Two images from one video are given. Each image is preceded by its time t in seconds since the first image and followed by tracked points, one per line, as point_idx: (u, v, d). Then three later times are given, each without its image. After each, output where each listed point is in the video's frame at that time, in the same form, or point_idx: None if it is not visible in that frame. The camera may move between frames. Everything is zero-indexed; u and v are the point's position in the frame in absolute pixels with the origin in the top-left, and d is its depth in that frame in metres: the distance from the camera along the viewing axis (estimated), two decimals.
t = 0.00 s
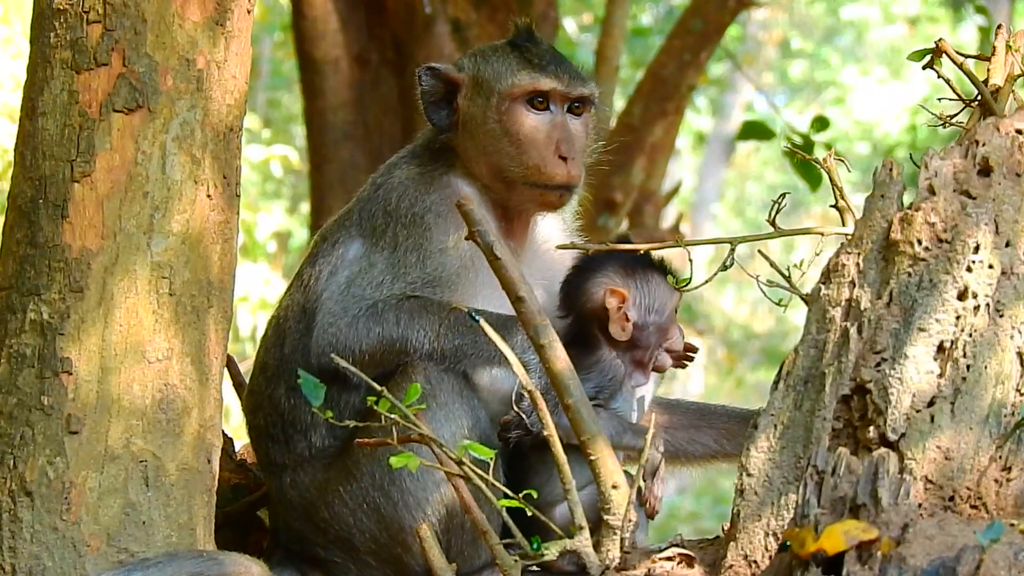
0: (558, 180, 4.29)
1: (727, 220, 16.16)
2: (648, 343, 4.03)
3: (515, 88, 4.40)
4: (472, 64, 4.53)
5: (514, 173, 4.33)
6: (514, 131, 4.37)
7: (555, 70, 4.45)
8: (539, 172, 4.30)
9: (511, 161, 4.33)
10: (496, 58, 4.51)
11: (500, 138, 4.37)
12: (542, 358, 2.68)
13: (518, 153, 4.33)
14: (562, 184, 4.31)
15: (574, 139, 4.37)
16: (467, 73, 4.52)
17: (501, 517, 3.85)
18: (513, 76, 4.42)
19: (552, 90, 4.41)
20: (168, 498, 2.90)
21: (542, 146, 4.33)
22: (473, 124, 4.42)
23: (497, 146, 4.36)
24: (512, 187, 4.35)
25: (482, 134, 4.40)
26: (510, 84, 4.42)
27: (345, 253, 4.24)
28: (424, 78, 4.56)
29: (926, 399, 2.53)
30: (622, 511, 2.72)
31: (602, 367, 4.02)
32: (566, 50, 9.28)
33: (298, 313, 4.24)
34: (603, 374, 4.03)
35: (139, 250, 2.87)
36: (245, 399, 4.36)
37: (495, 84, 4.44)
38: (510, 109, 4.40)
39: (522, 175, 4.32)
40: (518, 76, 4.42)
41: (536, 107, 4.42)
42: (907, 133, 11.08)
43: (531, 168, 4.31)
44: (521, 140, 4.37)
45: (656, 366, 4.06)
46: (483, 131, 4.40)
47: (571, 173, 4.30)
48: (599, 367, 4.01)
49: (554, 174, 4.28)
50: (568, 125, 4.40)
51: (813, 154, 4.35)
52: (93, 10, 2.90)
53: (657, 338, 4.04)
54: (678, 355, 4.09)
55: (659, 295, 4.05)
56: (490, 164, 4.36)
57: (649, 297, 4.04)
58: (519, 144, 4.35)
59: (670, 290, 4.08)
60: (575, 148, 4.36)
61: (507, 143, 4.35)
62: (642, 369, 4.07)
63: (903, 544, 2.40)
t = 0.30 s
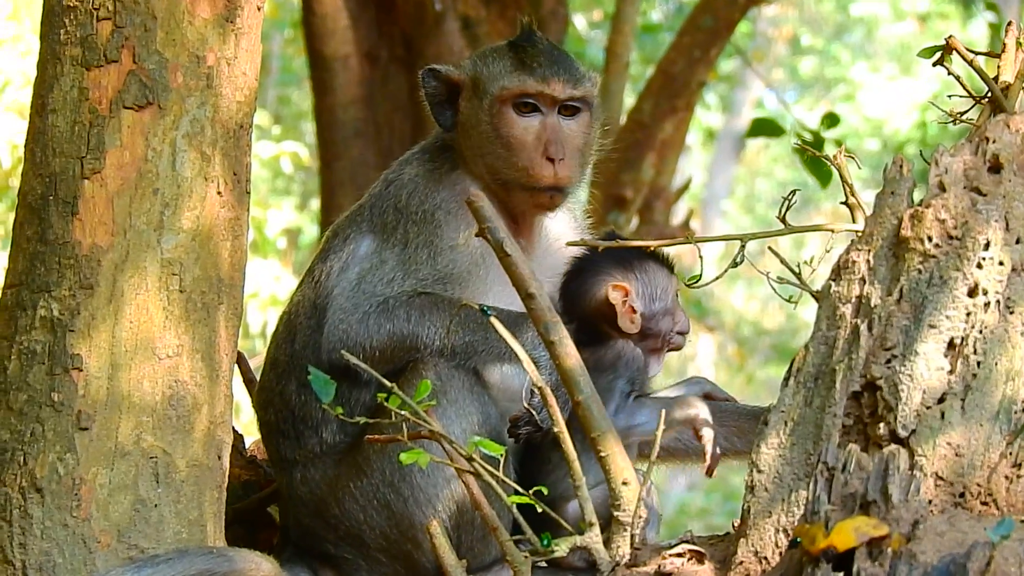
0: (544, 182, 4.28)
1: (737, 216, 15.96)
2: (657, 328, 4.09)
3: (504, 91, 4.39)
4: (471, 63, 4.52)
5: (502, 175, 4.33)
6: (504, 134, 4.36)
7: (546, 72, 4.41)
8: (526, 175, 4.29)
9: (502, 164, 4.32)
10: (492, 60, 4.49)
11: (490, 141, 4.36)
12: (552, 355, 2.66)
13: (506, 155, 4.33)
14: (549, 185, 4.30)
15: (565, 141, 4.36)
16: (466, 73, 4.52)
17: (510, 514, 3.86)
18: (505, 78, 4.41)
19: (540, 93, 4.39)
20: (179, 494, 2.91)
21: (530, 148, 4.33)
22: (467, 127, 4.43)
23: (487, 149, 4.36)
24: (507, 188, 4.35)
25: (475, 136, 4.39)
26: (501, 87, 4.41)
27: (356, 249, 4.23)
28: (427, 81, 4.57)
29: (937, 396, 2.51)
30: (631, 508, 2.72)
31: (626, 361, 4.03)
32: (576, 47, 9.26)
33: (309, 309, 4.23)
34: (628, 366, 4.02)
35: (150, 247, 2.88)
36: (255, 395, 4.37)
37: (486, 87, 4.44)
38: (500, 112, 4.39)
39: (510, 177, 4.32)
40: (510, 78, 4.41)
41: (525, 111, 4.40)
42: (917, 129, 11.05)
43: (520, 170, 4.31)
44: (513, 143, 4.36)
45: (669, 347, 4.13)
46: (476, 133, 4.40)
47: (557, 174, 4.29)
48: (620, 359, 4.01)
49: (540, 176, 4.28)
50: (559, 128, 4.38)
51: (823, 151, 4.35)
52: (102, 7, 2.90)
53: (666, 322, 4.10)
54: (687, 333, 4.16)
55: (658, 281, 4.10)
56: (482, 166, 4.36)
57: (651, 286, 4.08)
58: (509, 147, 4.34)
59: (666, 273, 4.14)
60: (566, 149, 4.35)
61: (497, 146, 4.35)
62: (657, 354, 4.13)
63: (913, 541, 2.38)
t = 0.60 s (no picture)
0: (546, 186, 4.27)
1: (744, 215, 16.01)
2: (666, 327, 4.10)
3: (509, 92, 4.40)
4: (477, 65, 4.50)
5: (505, 179, 4.31)
6: (506, 137, 4.35)
7: (549, 75, 4.39)
8: (528, 179, 4.28)
9: (505, 168, 4.31)
10: (497, 62, 4.47)
11: (493, 145, 4.34)
12: (562, 353, 2.66)
13: (508, 160, 4.31)
14: (551, 190, 4.28)
15: (568, 145, 4.35)
16: (472, 75, 4.50)
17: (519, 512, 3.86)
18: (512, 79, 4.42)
19: (541, 97, 4.37)
20: (187, 492, 2.91)
21: (533, 153, 4.31)
22: (471, 130, 4.41)
23: (490, 153, 4.34)
24: (510, 193, 4.33)
25: (478, 140, 4.38)
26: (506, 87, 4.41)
27: (366, 247, 4.22)
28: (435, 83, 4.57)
29: (946, 395, 2.49)
30: (641, 507, 2.71)
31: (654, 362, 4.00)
32: (584, 46, 9.27)
33: (318, 306, 4.23)
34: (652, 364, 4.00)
35: (159, 245, 2.88)
36: (264, 393, 4.37)
37: (490, 90, 4.42)
38: (503, 117, 4.37)
39: (512, 181, 4.31)
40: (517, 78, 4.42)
41: (528, 115, 4.39)
42: (925, 129, 11.02)
43: (522, 175, 4.29)
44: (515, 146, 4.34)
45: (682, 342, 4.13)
46: (480, 136, 4.39)
47: (559, 179, 4.27)
48: (643, 355, 3.98)
49: (542, 181, 4.26)
50: (561, 131, 4.37)
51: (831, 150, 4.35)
52: (112, 5, 2.90)
53: (672, 320, 4.11)
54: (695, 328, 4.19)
55: (659, 281, 4.12)
56: (486, 170, 4.35)
57: (653, 286, 4.09)
58: (512, 151, 4.32)
59: (668, 271, 4.15)
60: (567, 153, 4.33)
61: (499, 150, 4.33)
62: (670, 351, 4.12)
63: (922, 540, 2.37)
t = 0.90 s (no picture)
0: (542, 191, 4.22)
1: (749, 213, 16.00)
2: (679, 316, 4.11)
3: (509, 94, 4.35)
4: (477, 66, 4.46)
5: (502, 183, 4.27)
6: (503, 141, 4.30)
7: (545, 78, 4.33)
8: (524, 183, 4.24)
9: (501, 172, 4.27)
10: (495, 64, 4.42)
11: (490, 149, 4.30)
12: (565, 352, 2.66)
13: (504, 164, 4.27)
14: (547, 193, 4.23)
15: (563, 149, 4.29)
16: (472, 77, 4.46)
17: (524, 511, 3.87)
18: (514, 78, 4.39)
19: (536, 101, 4.31)
20: (191, 492, 2.91)
21: (528, 157, 4.26)
22: (470, 133, 4.38)
23: (488, 157, 4.30)
24: (509, 197, 4.30)
25: (477, 143, 4.34)
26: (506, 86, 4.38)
27: (366, 246, 4.23)
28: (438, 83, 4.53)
29: (949, 392, 2.46)
30: (644, 505, 2.71)
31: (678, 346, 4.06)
32: (587, 44, 9.27)
33: (319, 305, 4.23)
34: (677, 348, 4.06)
35: (162, 244, 2.88)
36: (267, 393, 4.37)
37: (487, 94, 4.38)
38: (499, 121, 4.33)
39: (510, 186, 4.27)
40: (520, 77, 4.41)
41: (524, 118, 4.33)
42: (930, 127, 11.00)
43: (518, 179, 4.25)
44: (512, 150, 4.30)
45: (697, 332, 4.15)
46: (478, 138, 4.35)
47: (555, 183, 4.22)
48: (664, 339, 4.03)
49: (537, 186, 4.22)
50: (557, 135, 4.31)
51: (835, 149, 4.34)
52: (115, 5, 2.91)
53: (687, 311, 4.14)
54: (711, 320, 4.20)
55: (674, 270, 4.13)
56: (484, 173, 4.31)
57: (667, 276, 4.12)
58: (508, 155, 4.27)
59: (682, 262, 4.17)
60: (563, 157, 4.28)
61: (496, 154, 4.29)
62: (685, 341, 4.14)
63: (926, 538, 2.32)
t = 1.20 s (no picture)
0: (540, 196, 4.13)
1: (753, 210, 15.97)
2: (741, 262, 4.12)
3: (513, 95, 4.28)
4: (478, 67, 4.36)
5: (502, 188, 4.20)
6: (502, 145, 4.22)
7: (544, 81, 4.23)
8: (523, 188, 4.16)
9: (502, 177, 4.21)
10: (493, 65, 4.31)
11: (489, 153, 4.23)
12: (571, 348, 2.66)
13: (504, 169, 4.20)
14: (545, 199, 4.15)
15: (562, 153, 4.20)
16: (473, 76, 4.36)
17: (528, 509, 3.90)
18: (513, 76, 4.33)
19: (532, 107, 4.21)
20: (196, 488, 2.91)
21: (527, 162, 4.18)
22: (471, 135, 4.30)
23: (489, 160, 4.24)
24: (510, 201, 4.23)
25: (477, 146, 4.28)
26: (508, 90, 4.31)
27: (370, 242, 4.23)
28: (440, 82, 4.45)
29: (954, 389, 2.43)
30: (649, 502, 2.71)
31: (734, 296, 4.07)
32: (591, 41, 9.28)
33: (323, 301, 4.24)
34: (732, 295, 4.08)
35: (167, 240, 2.88)
36: (272, 389, 4.37)
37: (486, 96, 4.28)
38: (498, 125, 4.24)
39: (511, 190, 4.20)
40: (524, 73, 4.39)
41: (522, 123, 4.24)
42: (935, 124, 10.98)
43: (518, 183, 4.18)
44: (510, 155, 4.21)
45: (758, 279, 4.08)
46: (478, 140, 4.28)
47: (553, 188, 4.13)
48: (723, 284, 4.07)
49: (535, 191, 4.13)
50: (554, 140, 4.21)
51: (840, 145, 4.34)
52: (120, 1, 2.91)
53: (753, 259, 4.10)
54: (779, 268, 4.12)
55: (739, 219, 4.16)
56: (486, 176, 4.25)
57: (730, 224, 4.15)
58: (506, 160, 4.20)
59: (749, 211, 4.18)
60: (562, 162, 4.19)
61: (495, 159, 4.22)
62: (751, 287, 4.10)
63: (931, 535, 2.29)
